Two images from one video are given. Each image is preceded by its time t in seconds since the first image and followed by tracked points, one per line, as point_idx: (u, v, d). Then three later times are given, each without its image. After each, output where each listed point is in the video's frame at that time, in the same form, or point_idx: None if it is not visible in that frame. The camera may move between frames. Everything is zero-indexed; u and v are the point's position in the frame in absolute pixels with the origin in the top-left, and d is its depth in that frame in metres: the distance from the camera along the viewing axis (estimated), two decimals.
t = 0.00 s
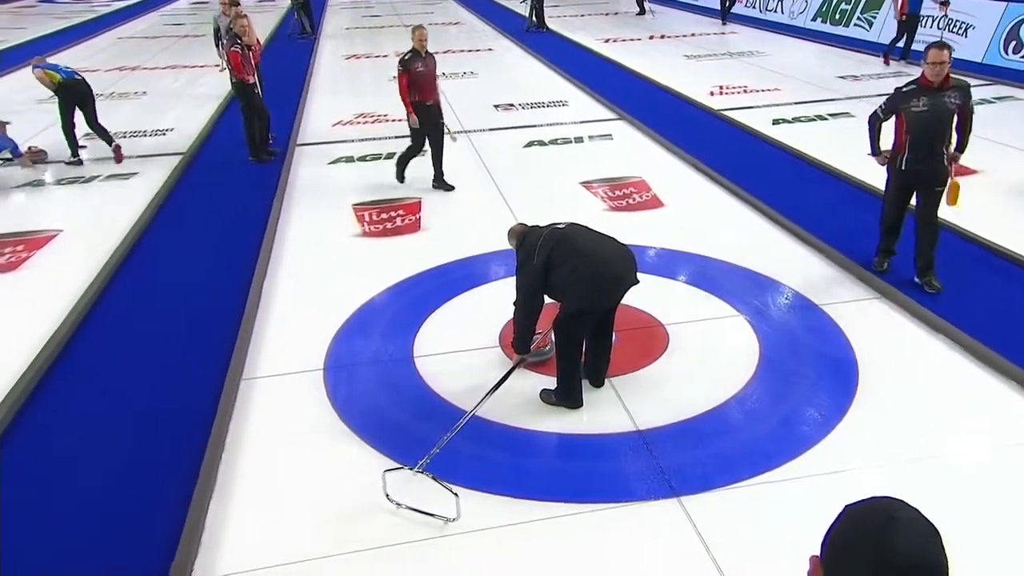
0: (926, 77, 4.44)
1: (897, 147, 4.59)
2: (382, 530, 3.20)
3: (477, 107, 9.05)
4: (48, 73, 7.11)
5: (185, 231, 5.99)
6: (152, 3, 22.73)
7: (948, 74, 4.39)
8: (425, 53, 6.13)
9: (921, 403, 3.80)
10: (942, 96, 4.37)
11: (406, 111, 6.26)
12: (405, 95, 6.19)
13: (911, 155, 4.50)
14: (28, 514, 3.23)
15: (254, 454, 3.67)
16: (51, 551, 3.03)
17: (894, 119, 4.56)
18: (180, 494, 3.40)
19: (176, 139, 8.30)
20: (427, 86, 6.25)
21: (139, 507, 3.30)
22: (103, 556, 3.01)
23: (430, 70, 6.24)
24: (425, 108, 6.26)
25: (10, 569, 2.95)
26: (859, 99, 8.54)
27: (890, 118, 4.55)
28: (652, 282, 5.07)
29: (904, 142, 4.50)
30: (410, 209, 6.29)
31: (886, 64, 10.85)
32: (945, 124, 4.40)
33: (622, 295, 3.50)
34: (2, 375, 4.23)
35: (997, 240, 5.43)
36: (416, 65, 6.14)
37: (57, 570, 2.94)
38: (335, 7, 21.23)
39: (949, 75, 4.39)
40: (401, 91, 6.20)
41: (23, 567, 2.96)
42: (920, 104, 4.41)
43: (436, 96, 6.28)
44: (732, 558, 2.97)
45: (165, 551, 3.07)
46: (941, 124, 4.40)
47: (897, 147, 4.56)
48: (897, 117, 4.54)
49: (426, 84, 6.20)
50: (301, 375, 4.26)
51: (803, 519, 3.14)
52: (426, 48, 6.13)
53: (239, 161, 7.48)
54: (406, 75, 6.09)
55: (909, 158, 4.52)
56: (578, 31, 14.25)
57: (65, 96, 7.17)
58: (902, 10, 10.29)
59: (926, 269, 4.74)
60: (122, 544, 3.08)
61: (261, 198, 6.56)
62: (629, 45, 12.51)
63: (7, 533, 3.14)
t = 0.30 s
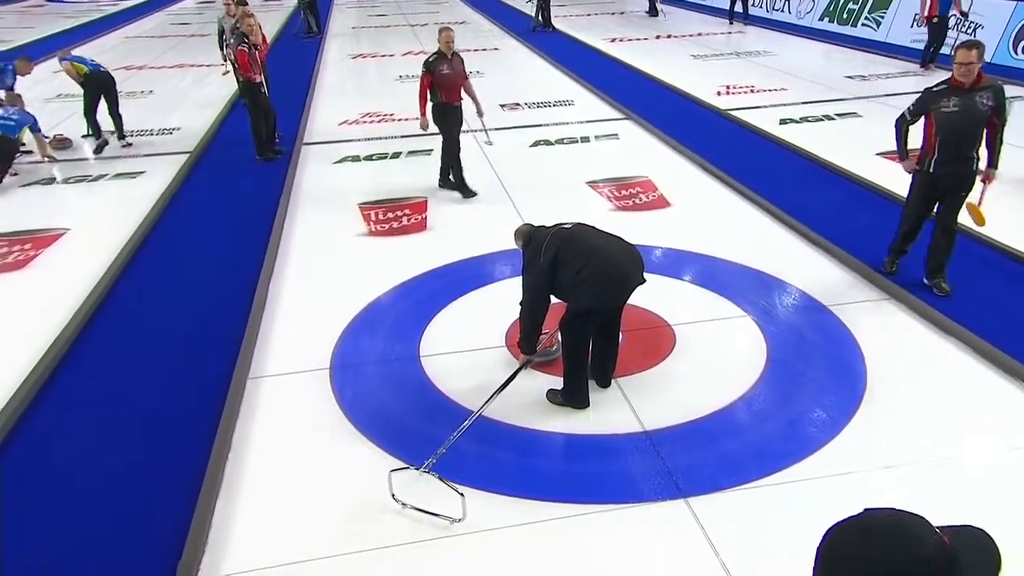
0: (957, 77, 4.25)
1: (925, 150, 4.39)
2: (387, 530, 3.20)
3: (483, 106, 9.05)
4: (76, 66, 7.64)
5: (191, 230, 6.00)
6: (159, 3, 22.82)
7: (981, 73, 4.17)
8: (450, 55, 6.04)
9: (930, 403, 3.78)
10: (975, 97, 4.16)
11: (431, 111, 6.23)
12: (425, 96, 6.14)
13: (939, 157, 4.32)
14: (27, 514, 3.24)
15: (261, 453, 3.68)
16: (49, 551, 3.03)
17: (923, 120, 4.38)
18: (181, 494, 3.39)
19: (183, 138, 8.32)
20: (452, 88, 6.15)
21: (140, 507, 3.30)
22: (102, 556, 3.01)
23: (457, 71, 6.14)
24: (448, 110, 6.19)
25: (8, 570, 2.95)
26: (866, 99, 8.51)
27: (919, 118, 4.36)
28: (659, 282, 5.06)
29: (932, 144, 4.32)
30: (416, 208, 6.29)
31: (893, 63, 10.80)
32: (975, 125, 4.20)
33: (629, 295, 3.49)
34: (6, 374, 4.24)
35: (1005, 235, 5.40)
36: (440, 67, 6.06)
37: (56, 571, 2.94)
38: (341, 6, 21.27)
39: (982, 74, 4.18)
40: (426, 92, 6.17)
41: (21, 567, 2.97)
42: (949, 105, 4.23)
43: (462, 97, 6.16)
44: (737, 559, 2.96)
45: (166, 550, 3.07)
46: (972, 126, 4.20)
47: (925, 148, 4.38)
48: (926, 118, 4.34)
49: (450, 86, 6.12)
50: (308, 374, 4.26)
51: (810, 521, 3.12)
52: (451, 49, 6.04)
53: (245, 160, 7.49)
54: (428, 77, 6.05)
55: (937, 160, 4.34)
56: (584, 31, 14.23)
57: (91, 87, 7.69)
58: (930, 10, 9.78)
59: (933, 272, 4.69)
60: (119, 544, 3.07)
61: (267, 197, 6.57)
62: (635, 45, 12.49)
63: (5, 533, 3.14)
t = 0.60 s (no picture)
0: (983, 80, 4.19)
1: (946, 152, 4.32)
2: (396, 530, 3.19)
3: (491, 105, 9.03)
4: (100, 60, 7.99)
5: (200, 228, 6.01)
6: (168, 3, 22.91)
7: (1007, 75, 4.11)
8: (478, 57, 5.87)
9: (941, 406, 3.74)
10: (999, 99, 4.11)
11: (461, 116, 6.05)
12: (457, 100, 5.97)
13: (960, 159, 4.24)
14: (33, 512, 3.25)
15: (269, 451, 3.68)
16: (52, 550, 3.04)
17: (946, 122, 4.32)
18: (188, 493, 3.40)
19: (192, 137, 8.33)
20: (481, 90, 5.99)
21: (146, 506, 3.30)
22: (104, 555, 3.01)
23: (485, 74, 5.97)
24: (477, 114, 6.02)
25: (9, 569, 2.96)
26: (877, 99, 8.46)
27: (941, 120, 4.29)
28: (668, 282, 5.04)
29: (954, 145, 4.24)
30: (424, 207, 6.28)
31: (904, 63, 10.74)
32: (999, 127, 4.12)
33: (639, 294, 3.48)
34: (15, 372, 4.27)
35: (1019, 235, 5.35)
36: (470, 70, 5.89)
37: (56, 571, 2.94)
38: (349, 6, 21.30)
39: (1009, 76, 4.12)
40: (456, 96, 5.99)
41: (22, 567, 2.98)
42: (973, 106, 4.17)
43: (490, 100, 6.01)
44: (745, 562, 2.94)
45: (170, 549, 3.07)
46: (995, 127, 4.13)
47: (947, 151, 4.31)
48: (949, 120, 4.26)
49: (479, 89, 5.96)
50: (316, 373, 4.26)
51: (820, 524, 3.10)
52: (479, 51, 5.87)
53: (253, 159, 7.49)
54: (458, 81, 5.87)
55: (958, 162, 4.26)
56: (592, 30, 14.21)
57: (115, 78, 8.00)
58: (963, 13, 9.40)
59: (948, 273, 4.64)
60: (122, 543, 3.07)
61: (276, 196, 6.58)
62: (644, 44, 12.46)
63: (8, 531, 3.16)
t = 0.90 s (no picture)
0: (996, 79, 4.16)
1: (960, 152, 4.28)
2: (401, 531, 3.18)
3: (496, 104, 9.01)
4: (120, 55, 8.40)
5: (204, 228, 6.00)
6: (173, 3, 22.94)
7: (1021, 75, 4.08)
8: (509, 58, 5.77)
9: (950, 407, 3.72)
10: (1012, 100, 4.08)
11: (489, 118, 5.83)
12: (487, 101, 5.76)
13: (974, 159, 4.21)
14: (37, 511, 3.24)
15: (276, 451, 3.67)
16: (54, 550, 3.03)
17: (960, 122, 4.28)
18: (192, 493, 3.39)
19: (196, 136, 8.31)
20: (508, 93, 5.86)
21: (150, 505, 3.29)
22: (107, 555, 3.00)
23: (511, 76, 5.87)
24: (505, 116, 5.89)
25: (11, 569, 2.96)
26: (884, 99, 8.42)
27: (957, 120, 4.24)
28: (673, 282, 5.02)
29: (968, 145, 4.21)
30: (430, 207, 6.26)
31: (911, 62, 10.69)
32: (1013, 128, 4.10)
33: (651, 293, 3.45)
34: (19, 371, 4.26)
35: None
36: (500, 70, 5.75)
37: (58, 571, 2.94)
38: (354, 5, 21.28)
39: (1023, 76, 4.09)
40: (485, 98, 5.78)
41: (24, 566, 2.97)
42: (987, 105, 4.13)
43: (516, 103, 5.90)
44: (753, 565, 2.91)
45: (174, 548, 3.06)
46: (1009, 128, 4.10)
47: (960, 150, 4.28)
48: (965, 120, 4.21)
49: (507, 90, 5.83)
50: (322, 372, 4.25)
51: (828, 528, 3.07)
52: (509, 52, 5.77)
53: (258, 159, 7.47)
54: (489, 81, 5.70)
55: (971, 162, 4.24)
56: (597, 30, 14.17)
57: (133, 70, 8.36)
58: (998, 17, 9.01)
59: (959, 272, 4.62)
60: (124, 543, 3.07)
61: (281, 195, 6.57)
62: (649, 44, 12.43)
63: (11, 530, 3.15)
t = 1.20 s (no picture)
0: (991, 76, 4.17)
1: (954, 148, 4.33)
2: (397, 534, 3.15)
3: (487, 104, 8.99)
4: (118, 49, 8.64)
5: (194, 228, 5.95)
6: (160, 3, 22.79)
7: (1016, 73, 4.08)
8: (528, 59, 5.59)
9: (945, 404, 3.73)
10: (1006, 97, 4.09)
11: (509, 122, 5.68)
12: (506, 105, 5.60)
13: (966, 156, 4.25)
14: (36, 511, 3.21)
15: (269, 454, 3.63)
16: (54, 550, 3.00)
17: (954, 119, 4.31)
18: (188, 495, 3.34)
19: (185, 137, 8.23)
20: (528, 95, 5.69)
21: (151, 505, 3.26)
22: (107, 555, 2.97)
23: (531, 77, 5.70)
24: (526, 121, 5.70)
25: (10, 569, 2.93)
26: (873, 97, 8.47)
27: (950, 118, 4.28)
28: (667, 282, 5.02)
29: (960, 143, 4.25)
30: (422, 207, 6.23)
31: (900, 61, 10.75)
32: (1005, 127, 4.12)
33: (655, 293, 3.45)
34: (13, 372, 4.21)
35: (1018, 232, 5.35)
36: (519, 72, 5.58)
37: (57, 571, 2.90)
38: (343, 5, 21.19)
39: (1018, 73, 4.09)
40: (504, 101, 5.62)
41: (23, 567, 2.94)
42: (980, 103, 4.15)
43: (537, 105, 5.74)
44: (752, 566, 2.90)
45: (171, 551, 3.02)
46: (1002, 125, 4.12)
47: (953, 147, 4.31)
48: (958, 118, 4.25)
49: (527, 93, 5.65)
50: (315, 374, 4.21)
51: (828, 527, 3.06)
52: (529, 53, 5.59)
53: (247, 159, 7.41)
54: (509, 84, 5.53)
55: (963, 160, 4.28)
56: (587, 29, 14.18)
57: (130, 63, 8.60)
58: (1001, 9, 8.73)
59: (952, 269, 4.65)
60: (124, 543, 3.04)
61: (272, 195, 6.52)
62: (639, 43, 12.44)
63: (10, 530, 3.12)
